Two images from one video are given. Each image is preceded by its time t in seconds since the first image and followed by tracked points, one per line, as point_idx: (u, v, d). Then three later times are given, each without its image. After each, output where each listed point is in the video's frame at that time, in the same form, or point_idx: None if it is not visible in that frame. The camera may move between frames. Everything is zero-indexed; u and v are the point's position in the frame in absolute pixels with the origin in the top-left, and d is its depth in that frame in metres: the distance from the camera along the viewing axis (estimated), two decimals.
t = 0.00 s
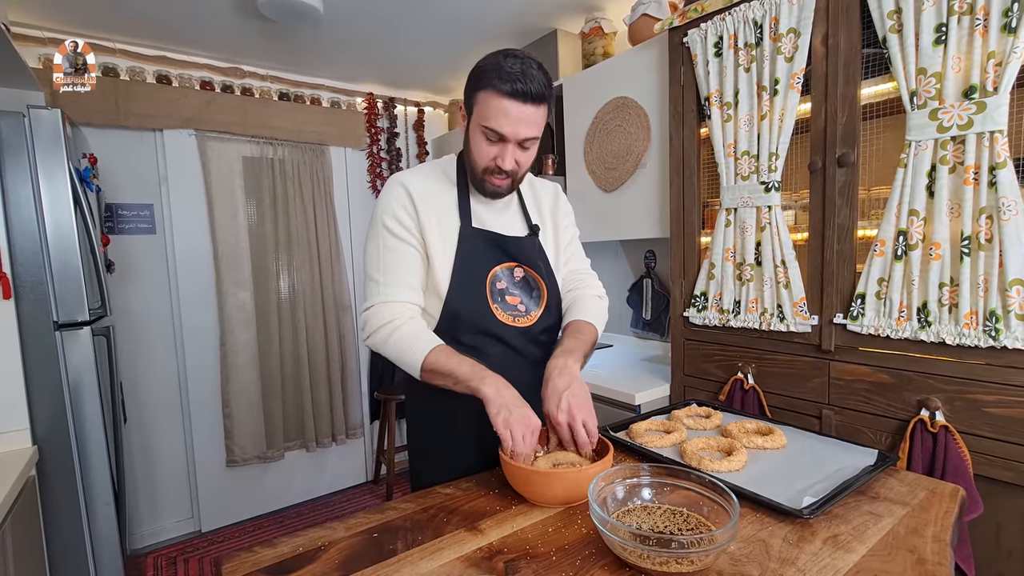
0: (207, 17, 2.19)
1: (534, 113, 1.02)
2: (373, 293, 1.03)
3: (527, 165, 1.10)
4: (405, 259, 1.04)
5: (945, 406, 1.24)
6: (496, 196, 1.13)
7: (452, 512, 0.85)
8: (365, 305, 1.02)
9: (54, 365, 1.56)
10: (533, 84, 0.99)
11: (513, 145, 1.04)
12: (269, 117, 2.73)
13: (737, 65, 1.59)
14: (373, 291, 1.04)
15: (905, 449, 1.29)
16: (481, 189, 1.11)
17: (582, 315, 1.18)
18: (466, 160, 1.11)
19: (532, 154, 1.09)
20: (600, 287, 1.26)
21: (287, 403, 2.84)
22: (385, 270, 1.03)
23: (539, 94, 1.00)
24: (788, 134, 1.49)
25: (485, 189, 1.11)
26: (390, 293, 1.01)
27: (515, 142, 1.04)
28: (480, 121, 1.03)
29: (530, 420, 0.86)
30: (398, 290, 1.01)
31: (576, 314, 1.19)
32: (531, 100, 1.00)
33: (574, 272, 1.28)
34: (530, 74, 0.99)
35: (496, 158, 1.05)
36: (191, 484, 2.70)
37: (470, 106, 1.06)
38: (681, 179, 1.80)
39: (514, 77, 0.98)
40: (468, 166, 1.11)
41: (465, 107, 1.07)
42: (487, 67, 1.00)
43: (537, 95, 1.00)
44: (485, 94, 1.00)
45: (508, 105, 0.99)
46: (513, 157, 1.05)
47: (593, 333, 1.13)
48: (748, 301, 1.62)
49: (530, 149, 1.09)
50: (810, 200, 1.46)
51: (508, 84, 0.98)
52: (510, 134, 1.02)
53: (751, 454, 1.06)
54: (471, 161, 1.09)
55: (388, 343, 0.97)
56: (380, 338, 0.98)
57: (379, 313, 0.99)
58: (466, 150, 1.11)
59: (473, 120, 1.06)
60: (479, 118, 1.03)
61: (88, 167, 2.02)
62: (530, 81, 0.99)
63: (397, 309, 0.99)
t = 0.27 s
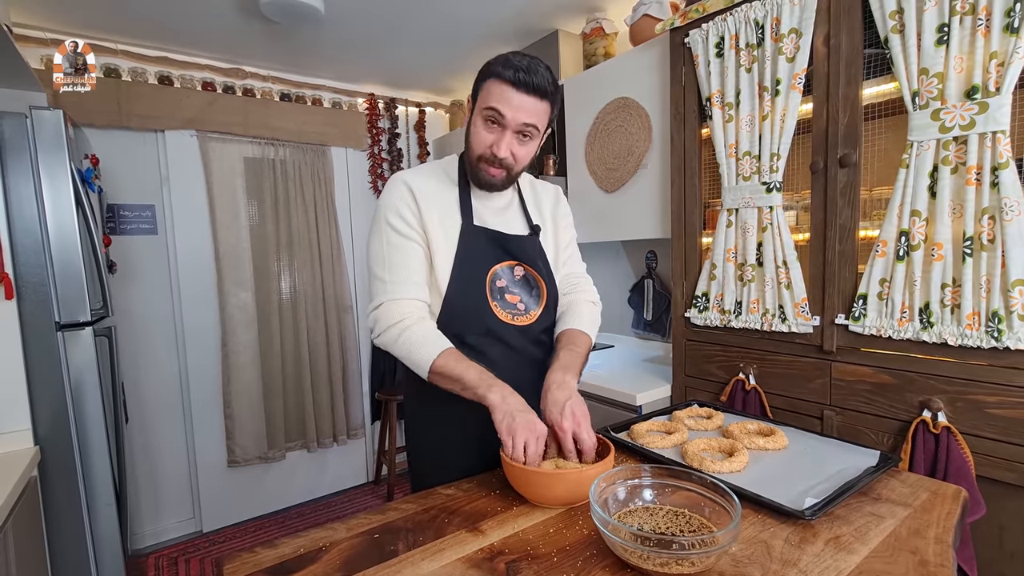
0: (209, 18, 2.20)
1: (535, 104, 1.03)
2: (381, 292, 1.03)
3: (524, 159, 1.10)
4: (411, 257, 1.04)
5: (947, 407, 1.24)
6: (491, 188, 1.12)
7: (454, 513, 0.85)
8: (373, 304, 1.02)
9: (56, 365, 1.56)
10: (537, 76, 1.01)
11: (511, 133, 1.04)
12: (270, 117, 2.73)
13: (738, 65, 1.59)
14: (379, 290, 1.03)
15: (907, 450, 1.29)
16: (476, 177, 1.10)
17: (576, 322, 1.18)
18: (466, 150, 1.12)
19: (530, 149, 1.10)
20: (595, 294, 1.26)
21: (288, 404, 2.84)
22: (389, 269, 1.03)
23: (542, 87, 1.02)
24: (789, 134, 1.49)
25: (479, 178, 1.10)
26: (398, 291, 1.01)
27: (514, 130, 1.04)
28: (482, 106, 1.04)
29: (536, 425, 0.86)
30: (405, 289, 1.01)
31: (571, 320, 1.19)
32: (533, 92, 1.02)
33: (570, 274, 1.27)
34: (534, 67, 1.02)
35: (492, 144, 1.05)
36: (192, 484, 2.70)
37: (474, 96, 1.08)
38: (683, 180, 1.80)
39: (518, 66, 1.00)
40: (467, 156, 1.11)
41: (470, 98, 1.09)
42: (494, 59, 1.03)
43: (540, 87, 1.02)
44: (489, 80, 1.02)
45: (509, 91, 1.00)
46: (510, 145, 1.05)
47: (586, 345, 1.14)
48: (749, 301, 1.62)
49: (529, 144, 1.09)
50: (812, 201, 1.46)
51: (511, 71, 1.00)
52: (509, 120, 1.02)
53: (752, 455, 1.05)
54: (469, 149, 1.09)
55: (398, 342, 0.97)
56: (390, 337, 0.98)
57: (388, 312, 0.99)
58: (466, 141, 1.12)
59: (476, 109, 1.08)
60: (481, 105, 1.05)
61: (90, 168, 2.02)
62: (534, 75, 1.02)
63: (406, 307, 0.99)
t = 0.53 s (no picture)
0: (208, 18, 2.19)
1: (547, 121, 1.02)
2: (377, 291, 1.03)
3: (530, 169, 1.11)
4: (408, 256, 1.03)
5: (948, 407, 1.24)
6: (496, 196, 1.13)
7: (453, 514, 0.85)
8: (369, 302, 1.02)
9: (55, 366, 1.56)
10: (549, 94, 1.00)
11: (522, 150, 1.04)
12: (270, 118, 2.73)
13: (738, 65, 1.59)
14: (376, 289, 1.03)
15: (908, 450, 1.29)
16: (483, 187, 1.11)
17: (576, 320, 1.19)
18: (471, 158, 1.10)
19: (537, 160, 1.11)
20: (594, 291, 1.27)
21: (288, 404, 2.84)
22: (387, 267, 1.03)
23: (553, 104, 1.01)
24: (790, 134, 1.49)
25: (487, 187, 1.11)
26: (394, 290, 1.01)
27: (524, 147, 1.04)
28: (492, 121, 1.02)
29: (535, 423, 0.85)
30: (402, 288, 1.01)
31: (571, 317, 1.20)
32: (545, 110, 1.01)
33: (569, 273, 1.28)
34: (547, 84, 1.00)
35: (503, 160, 1.05)
36: (192, 485, 2.70)
37: (482, 105, 1.05)
38: (683, 180, 1.80)
39: (531, 83, 0.98)
40: (472, 164, 1.10)
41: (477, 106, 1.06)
42: (506, 71, 0.99)
43: (552, 104, 1.01)
44: (501, 96, 1.00)
45: (522, 110, 0.99)
46: (520, 161, 1.06)
47: (590, 338, 1.14)
48: (749, 301, 1.62)
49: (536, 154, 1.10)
50: (812, 201, 1.46)
51: (526, 91, 0.98)
52: (521, 139, 1.02)
53: (753, 455, 1.05)
54: (476, 159, 1.08)
55: (392, 341, 0.97)
56: (385, 336, 0.98)
57: (384, 310, 0.99)
58: (471, 148, 1.11)
59: (484, 120, 1.05)
60: (492, 119, 1.02)
61: (90, 168, 2.02)
62: (546, 90, 1.00)
63: (401, 306, 0.99)
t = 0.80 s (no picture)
0: (208, 18, 2.19)
1: (546, 124, 1.02)
2: (374, 292, 1.03)
3: (530, 172, 1.11)
4: (405, 257, 1.04)
5: (949, 408, 1.24)
6: (495, 199, 1.13)
7: (453, 514, 0.84)
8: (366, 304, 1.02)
9: (55, 366, 1.56)
10: (548, 97, 1.00)
11: (522, 153, 1.04)
12: (270, 118, 2.73)
13: (738, 66, 1.59)
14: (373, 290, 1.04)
15: (908, 451, 1.29)
16: (483, 191, 1.11)
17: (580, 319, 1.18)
18: (470, 161, 1.10)
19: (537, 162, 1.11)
20: (594, 291, 1.27)
21: (287, 404, 2.84)
22: (384, 269, 1.03)
23: (552, 106, 1.01)
24: (790, 134, 1.48)
25: (487, 192, 1.11)
26: (391, 291, 1.01)
27: (523, 151, 1.04)
28: (491, 125, 1.03)
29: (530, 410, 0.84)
30: (398, 289, 1.01)
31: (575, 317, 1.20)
32: (544, 113, 1.01)
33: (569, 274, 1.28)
34: (545, 86, 0.99)
35: (503, 163, 1.05)
36: (191, 485, 2.70)
37: (480, 109, 1.05)
38: (683, 181, 1.80)
39: (529, 87, 0.98)
40: (472, 167, 1.10)
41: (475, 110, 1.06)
42: (503, 75, 0.99)
43: (550, 107, 1.01)
44: (499, 100, 1.00)
45: (521, 113, 0.99)
46: (520, 164, 1.06)
47: (594, 335, 1.14)
48: (749, 302, 1.62)
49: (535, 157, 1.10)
50: (813, 202, 1.46)
51: (524, 95, 0.98)
52: (521, 143, 1.02)
53: (753, 456, 1.05)
54: (475, 163, 1.09)
55: (388, 342, 0.97)
56: (382, 336, 0.99)
57: (380, 311, 0.99)
58: (470, 152, 1.11)
59: (483, 124, 1.05)
60: (490, 123, 1.03)
61: (90, 168, 2.02)
62: (544, 93, 1.00)
63: (397, 306, 0.99)
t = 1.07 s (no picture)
0: (208, 19, 2.19)
1: (540, 115, 1.02)
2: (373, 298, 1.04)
3: (528, 167, 1.11)
4: (402, 261, 1.04)
5: (949, 408, 1.24)
6: (496, 198, 1.12)
7: (453, 514, 0.85)
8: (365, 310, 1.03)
9: (56, 367, 1.56)
10: (539, 86, 1.00)
11: (518, 146, 1.04)
12: (270, 118, 2.73)
13: (738, 66, 1.59)
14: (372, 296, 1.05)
15: (908, 451, 1.29)
16: (483, 190, 1.11)
17: (580, 324, 1.19)
18: (467, 161, 1.10)
19: (535, 156, 1.10)
20: (597, 295, 1.27)
21: (287, 404, 2.84)
22: (381, 273, 1.04)
23: (544, 96, 1.01)
24: (789, 134, 1.49)
25: (486, 190, 1.10)
26: (389, 296, 1.02)
27: (519, 143, 1.04)
28: (484, 121, 1.03)
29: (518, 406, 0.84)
30: (396, 293, 1.02)
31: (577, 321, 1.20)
32: (537, 103, 1.01)
33: (570, 276, 1.28)
34: (536, 76, 0.99)
35: (500, 159, 1.05)
36: (192, 486, 2.70)
37: (473, 106, 1.05)
38: (682, 181, 1.80)
39: (520, 78, 0.98)
40: (469, 167, 1.10)
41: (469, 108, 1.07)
42: (493, 69, 1.00)
43: (542, 96, 1.01)
44: (491, 94, 1.00)
45: (513, 105, 0.99)
46: (516, 158, 1.05)
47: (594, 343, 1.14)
48: (749, 302, 1.62)
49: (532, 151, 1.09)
50: (812, 202, 1.46)
51: (515, 86, 0.98)
52: (515, 135, 1.02)
53: (753, 456, 1.05)
54: (473, 162, 1.08)
55: (387, 347, 0.98)
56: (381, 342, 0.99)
57: (378, 317, 1.00)
58: (467, 152, 1.11)
59: (477, 121, 1.06)
60: (484, 119, 1.03)
61: (90, 169, 2.02)
62: (536, 83, 1.00)
63: (395, 312, 0.99)
